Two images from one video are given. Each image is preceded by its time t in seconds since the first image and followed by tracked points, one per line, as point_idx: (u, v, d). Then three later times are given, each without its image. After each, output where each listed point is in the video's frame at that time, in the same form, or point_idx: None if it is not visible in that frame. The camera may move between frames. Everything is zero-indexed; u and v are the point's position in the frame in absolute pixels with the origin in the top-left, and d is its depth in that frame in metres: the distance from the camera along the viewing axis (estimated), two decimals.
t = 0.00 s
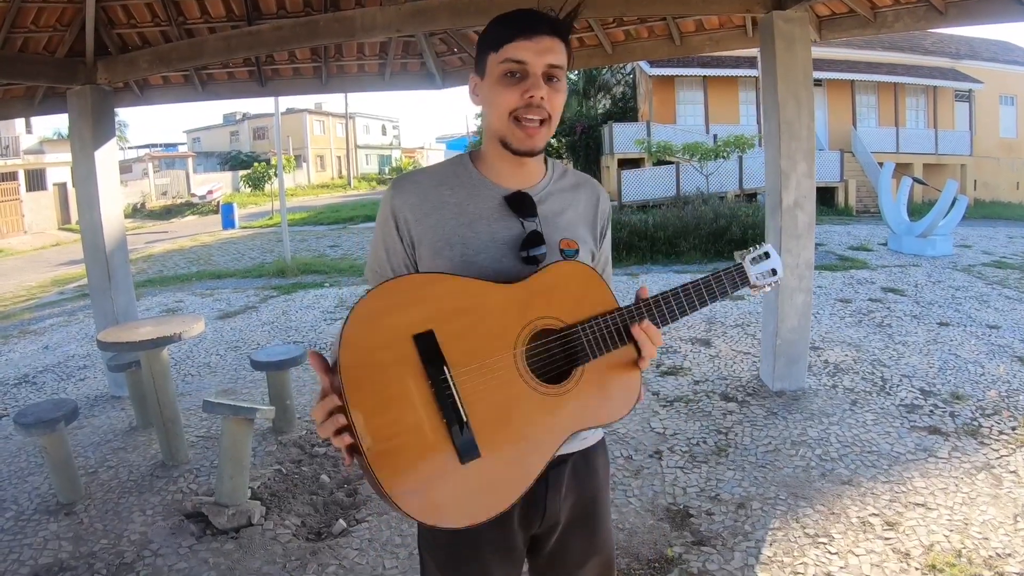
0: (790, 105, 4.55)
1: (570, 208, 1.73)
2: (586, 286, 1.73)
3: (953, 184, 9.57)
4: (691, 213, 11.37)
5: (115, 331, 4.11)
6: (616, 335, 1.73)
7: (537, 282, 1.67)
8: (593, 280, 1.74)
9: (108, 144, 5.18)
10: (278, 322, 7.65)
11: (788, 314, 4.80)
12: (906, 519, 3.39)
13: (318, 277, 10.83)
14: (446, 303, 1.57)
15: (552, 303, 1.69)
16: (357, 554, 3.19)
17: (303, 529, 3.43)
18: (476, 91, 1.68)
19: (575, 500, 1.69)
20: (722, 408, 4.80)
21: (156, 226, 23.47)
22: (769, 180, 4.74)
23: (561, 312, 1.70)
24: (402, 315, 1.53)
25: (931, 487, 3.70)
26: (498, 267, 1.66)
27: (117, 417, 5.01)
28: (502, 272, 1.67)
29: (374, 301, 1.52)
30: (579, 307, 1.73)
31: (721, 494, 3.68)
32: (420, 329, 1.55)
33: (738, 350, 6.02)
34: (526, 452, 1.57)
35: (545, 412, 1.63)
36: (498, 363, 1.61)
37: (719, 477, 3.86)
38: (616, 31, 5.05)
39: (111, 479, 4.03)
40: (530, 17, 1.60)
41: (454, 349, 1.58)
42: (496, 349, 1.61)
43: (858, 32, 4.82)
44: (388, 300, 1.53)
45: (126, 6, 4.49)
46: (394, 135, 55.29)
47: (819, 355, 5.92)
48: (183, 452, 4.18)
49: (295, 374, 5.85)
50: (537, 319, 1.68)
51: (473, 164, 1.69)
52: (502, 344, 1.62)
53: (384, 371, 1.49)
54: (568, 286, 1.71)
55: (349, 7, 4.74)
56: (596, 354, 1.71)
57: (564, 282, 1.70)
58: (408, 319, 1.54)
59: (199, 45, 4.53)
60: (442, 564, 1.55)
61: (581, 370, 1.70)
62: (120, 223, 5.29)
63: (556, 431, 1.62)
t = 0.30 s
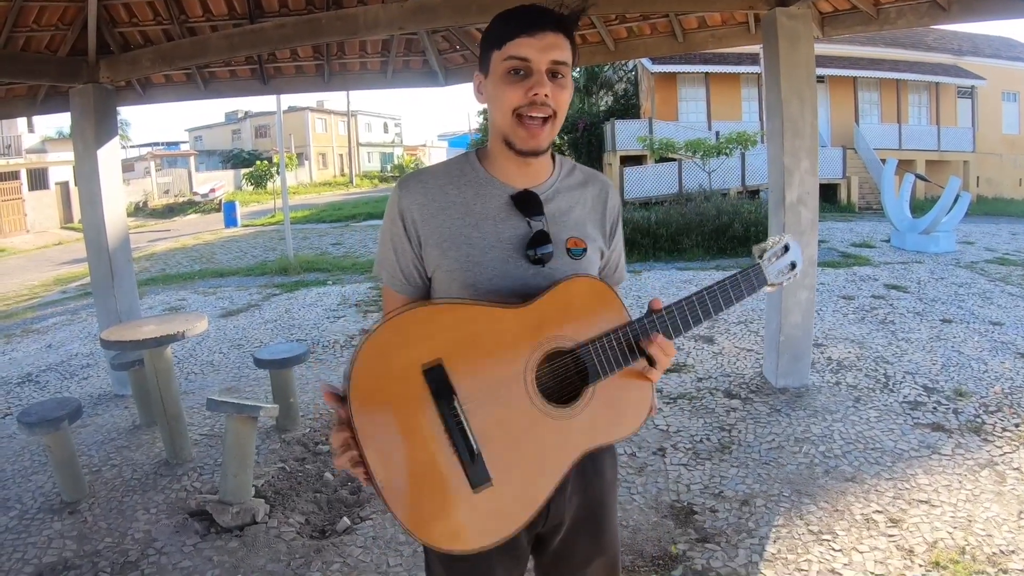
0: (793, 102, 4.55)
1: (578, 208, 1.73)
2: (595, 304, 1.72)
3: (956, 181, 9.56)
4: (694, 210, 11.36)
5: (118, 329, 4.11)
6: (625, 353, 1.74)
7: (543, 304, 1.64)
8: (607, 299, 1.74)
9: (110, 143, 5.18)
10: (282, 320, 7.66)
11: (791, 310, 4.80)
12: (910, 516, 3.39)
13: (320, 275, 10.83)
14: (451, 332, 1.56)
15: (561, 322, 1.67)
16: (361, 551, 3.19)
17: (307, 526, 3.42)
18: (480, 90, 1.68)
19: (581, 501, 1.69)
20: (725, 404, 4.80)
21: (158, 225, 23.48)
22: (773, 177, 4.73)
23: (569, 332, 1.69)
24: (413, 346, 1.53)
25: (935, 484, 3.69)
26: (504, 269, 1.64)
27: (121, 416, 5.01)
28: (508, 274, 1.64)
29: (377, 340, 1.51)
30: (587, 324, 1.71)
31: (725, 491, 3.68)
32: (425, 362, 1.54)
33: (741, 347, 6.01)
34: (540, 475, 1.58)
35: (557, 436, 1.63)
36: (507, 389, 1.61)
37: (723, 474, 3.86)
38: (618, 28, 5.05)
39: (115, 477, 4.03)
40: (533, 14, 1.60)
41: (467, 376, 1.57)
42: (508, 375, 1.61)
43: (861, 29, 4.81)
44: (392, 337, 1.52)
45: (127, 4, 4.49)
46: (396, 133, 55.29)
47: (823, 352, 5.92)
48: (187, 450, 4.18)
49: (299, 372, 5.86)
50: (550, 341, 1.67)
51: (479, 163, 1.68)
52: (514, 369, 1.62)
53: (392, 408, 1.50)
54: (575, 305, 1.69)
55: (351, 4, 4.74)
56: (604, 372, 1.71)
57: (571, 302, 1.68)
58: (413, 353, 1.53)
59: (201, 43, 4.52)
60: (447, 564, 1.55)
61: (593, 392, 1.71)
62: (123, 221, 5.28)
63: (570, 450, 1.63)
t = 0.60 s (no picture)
0: (797, 99, 4.54)
1: (585, 204, 1.71)
2: (607, 349, 1.68)
3: (960, 178, 9.53)
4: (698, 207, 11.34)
5: (124, 328, 4.11)
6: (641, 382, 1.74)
7: (556, 366, 1.59)
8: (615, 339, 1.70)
9: (114, 142, 5.19)
10: (287, 319, 7.67)
11: (797, 307, 4.79)
12: (915, 513, 3.38)
13: (325, 273, 10.84)
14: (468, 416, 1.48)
15: (577, 375, 1.63)
16: (367, 549, 3.19)
17: (313, 524, 3.43)
18: (479, 86, 1.67)
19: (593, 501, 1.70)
20: (730, 402, 4.79)
21: (162, 224, 23.52)
22: (777, 174, 4.72)
23: (585, 382, 1.65)
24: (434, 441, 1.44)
25: (939, 481, 3.69)
26: (510, 268, 1.60)
27: (126, 415, 5.02)
28: (515, 272, 1.60)
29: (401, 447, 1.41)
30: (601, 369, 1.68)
31: (730, 489, 3.68)
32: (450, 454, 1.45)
33: (746, 345, 6.01)
34: (575, 514, 1.60)
35: (581, 479, 1.62)
36: (534, 452, 1.56)
37: (728, 472, 3.86)
38: (622, 26, 5.03)
39: (120, 476, 4.04)
40: (527, 6, 1.61)
41: (490, 451, 1.51)
42: (529, 438, 1.56)
43: (865, 26, 4.79)
44: (419, 437, 1.43)
45: (131, 4, 4.49)
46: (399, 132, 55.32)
47: (827, 350, 5.91)
48: (192, 448, 4.18)
49: (304, 370, 5.87)
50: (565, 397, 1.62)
51: (484, 161, 1.67)
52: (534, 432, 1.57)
53: (430, 512, 1.43)
54: (588, 357, 1.65)
55: (355, 3, 4.73)
56: (620, 409, 1.70)
57: (583, 355, 1.64)
58: (437, 449, 1.44)
59: (205, 42, 4.52)
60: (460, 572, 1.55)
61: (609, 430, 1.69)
62: (127, 220, 5.29)
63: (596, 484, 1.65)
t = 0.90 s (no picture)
0: (802, 95, 4.53)
1: (586, 193, 1.62)
2: (616, 364, 1.58)
3: (966, 175, 9.50)
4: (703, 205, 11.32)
5: (130, 327, 4.12)
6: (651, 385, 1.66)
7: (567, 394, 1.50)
8: (624, 354, 1.59)
9: (120, 142, 5.21)
10: (292, 317, 7.68)
11: (802, 305, 4.78)
12: (921, 511, 3.37)
13: (330, 272, 10.86)
14: (483, 460, 1.40)
15: (588, 395, 1.54)
16: (372, 547, 3.19)
17: (319, 522, 3.43)
18: (465, 88, 1.61)
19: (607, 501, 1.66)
20: (736, 400, 4.78)
21: (166, 224, 23.57)
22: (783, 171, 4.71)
23: (596, 402, 1.56)
24: (455, 494, 1.37)
25: (945, 479, 3.67)
26: (513, 265, 1.51)
27: (132, 414, 5.03)
28: (518, 268, 1.51)
29: (427, 508, 1.35)
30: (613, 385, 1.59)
31: (736, 487, 3.67)
32: (472, 501, 1.39)
33: (751, 343, 5.99)
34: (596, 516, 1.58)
35: (599, 485, 1.59)
36: (553, 474, 1.50)
37: (734, 470, 3.85)
38: (627, 24, 5.01)
39: (126, 475, 4.05)
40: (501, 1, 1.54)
41: (513, 486, 1.44)
42: (547, 464, 1.49)
43: (870, 23, 4.77)
44: (442, 495, 1.36)
45: (135, 4, 4.50)
46: (404, 131, 55.38)
47: (833, 347, 5.90)
48: (198, 447, 4.19)
49: (309, 369, 5.87)
50: (579, 418, 1.54)
51: (480, 159, 1.59)
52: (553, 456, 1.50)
53: (466, 556, 1.40)
54: (598, 377, 1.55)
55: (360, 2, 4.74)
56: (633, 414, 1.63)
57: (592, 378, 1.54)
58: (459, 499, 1.38)
59: (210, 42, 4.53)
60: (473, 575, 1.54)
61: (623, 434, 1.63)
62: (133, 219, 5.30)
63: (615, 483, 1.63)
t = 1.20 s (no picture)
0: (806, 94, 4.52)
1: (585, 196, 1.59)
2: (590, 387, 1.45)
3: (970, 174, 9.49)
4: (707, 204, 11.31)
5: (134, 327, 4.13)
6: (632, 390, 1.50)
7: (548, 431, 1.39)
8: (591, 375, 1.45)
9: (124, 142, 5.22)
10: (296, 317, 7.69)
11: (806, 304, 4.78)
12: (924, 510, 3.36)
13: (333, 272, 10.88)
14: (488, 530, 1.33)
15: (573, 422, 1.43)
16: (376, 547, 3.19)
17: (322, 522, 3.44)
18: (469, 85, 1.59)
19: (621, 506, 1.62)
20: (739, 399, 4.78)
21: (169, 224, 23.60)
22: (786, 170, 4.71)
23: (581, 427, 1.44)
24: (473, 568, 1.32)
25: (949, 478, 3.66)
26: (514, 267, 1.47)
27: (136, 414, 5.04)
28: (519, 269, 1.47)
29: None
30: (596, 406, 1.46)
31: (739, 486, 3.67)
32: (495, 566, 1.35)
33: (755, 342, 5.99)
34: (629, 521, 1.51)
35: (621, 494, 1.50)
36: (567, 505, 1.43)
37: (737, 469, 3.84)
38: (629, 22, 5.01)
39: (130, 475, 4.06)
40: None
41: (530, 534, 1.38)
42: (555, 498, 1.41)
43: (873, 21, 4.76)
44: None
45: (139, 5, 4.51)
46: (406, 131, 55.44)
47: (836, 346, 5.89)
48: (202, 446, 4.19)
49: (313, 368, 5.88)
50: (572, 445, 1.43)
51: (480, 158, 1.56)
52: (560, 489, 1.41)
53: None
54: (575, 402, 1.44)
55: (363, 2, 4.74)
56: (631, 420, 1.50)
57: (565, 412, 1.42)
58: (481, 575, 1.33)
59: (213, 43, 4.53)
60: None
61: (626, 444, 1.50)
62: (136, 219, 5.31)
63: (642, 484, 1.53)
